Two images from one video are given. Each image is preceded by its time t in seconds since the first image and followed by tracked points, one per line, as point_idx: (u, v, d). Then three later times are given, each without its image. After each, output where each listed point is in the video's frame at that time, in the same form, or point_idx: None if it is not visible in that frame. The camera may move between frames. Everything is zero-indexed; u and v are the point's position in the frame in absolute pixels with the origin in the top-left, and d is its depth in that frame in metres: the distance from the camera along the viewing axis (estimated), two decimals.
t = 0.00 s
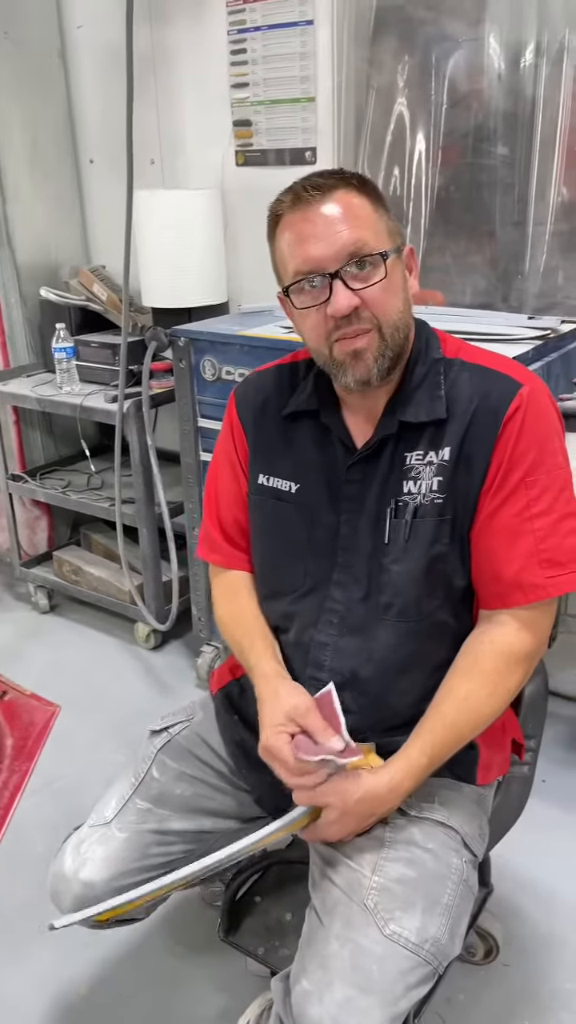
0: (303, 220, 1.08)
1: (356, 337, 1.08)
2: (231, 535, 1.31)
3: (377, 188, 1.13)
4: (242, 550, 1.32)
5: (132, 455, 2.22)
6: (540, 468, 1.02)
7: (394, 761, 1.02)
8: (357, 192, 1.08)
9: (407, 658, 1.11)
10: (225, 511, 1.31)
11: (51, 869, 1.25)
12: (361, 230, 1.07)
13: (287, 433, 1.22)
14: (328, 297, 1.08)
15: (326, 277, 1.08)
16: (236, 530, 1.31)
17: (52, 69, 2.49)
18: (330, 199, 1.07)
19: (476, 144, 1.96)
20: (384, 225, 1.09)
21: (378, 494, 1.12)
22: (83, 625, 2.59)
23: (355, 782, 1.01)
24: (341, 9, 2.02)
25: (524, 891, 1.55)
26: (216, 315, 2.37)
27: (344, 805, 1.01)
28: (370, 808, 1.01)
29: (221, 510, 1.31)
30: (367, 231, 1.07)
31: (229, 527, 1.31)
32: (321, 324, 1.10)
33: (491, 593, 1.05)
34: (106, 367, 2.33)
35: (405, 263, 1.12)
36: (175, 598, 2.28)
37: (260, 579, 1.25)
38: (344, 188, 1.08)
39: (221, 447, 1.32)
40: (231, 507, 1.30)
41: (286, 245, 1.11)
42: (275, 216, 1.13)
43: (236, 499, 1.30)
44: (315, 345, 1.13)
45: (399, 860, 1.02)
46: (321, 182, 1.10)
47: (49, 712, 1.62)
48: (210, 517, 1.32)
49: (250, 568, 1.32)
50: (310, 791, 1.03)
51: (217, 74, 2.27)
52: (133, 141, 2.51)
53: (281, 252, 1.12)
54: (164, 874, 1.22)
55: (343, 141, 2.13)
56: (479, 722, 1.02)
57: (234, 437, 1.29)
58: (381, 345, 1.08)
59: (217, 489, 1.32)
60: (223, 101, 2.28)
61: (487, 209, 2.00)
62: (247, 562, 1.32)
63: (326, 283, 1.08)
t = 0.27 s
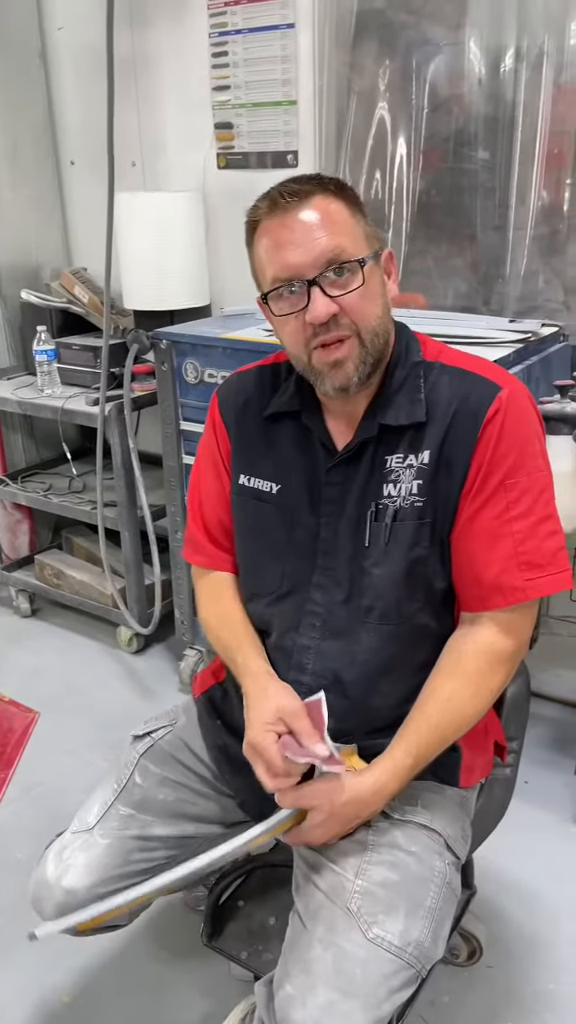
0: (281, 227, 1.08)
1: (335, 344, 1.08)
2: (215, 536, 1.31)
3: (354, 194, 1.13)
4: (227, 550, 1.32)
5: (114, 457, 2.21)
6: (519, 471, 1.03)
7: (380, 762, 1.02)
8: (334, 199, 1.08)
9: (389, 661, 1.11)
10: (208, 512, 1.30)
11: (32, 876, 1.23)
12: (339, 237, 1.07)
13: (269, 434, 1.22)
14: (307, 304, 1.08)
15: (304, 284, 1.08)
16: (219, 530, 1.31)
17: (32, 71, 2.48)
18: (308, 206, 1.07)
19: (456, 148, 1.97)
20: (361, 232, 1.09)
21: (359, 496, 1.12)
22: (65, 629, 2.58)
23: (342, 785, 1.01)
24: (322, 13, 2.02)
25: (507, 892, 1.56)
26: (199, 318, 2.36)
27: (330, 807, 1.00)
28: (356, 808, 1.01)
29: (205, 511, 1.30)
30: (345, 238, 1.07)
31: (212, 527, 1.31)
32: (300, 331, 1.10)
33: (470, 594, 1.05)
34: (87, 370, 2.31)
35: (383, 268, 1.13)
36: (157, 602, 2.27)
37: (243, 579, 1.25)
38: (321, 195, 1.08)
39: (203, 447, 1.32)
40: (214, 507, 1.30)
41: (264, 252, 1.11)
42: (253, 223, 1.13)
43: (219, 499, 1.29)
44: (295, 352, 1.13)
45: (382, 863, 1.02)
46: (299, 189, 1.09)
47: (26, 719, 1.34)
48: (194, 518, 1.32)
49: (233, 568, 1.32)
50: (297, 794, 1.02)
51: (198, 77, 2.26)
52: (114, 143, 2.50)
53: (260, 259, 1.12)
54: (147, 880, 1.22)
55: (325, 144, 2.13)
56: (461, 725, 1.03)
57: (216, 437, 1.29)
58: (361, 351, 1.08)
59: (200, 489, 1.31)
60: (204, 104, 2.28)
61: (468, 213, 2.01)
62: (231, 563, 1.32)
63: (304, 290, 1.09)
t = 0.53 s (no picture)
0: (264, 290, 1.02)
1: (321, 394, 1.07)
2: (197, 541, 1.31)
3: (338, 228, 1.05)
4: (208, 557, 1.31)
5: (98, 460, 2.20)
6: (509, 471, 1.04)
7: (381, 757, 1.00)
8: (317, 253, 1.01)
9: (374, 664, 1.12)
10: (192, 517, 1.30)
11: (16, 881, 1.22)
12: (323, 301, 1.01)
13: (253, 440, 1.21)
14: (291, 365, 1.05)
15: (289, 348, 1.04)
16: (201, 537, 1.31)
17: (16, 72, 2.47)
18: (290, 268, 1.00)
19: (440, 151, 1.98)
20: (346, 281, 1.03)
21: (347, 497, 1.12)
22: (50, 632, 2.57)
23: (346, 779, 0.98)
24: (307, 16, 2.02)
25: (492, 893, 1.56)
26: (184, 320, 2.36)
27: (334, 803, 0.97)
28: (361, 804, 0.98)
29: (190, 514, 1.30)
30: (329, 299, 1.01)
31: (194, 533, 1.30)
32: (285, 379, 1.08)
33: (461, 594, 1.06)
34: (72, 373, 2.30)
35: (366, 303, 1.08)
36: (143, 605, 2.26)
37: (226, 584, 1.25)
38: (304, 253, 1.01)
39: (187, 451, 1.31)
40: (197, 513, 1.29)
41: (246, 304, 1.05)
42: (233, 264, 1.06)
43: (202, 505, 1.29)
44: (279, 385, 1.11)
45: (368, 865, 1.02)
46: (280, 241, 1.01)
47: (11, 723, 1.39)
48: (176, 523, 1.32)
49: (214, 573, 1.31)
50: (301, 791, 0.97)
51: (183, 79, 2.26)
52: (99, 145, 2.50)
53: (242, 304, 1.06)
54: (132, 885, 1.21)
55: (310, 147, 2.14)
56: (460, 718, 1.03)
57: (201, 443, 1.29)
58: (344, 395, 1.08)
59: (183, 494, 1.31)
60: (189, 106, 2.28)
61: (453, 216, 2.02)
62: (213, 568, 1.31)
63: (288, 353, 1.04)
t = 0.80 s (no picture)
0: (259, 314, 1.02)
1: (315, 407, 1.09)
2: (194, 548, 1.31)
3: (333, 247, 1.05)
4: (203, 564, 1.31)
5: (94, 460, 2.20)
6: (512, 474, 1.06)
7: (405, 751, 1.01)
8: (312, 277, 1.01)
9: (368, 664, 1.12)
10: (188, 523, 1.30)
11: (13, 877, 1.22)
12: (317, 323, 1.02)
13: (249, 444, 1.21)
14: (285, 381, 1.06)
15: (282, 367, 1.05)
16: (197, 543, 1.31)
17: (14, 73, 2.48)
18: (285, 292, 1.01)
19: (436, 153, 1.99)
20: (340, 302, 1.04)
21: (344, 501, 1.13)
22: (47, 633, 2.57)
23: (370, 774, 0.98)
24: (303, 18, 2.03)
25: (487, 894, 1.57)
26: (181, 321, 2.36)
27: (358, 799, 0.97)
28: (385, 798, 0.99)
29: (184, 520, 1.30)
30: (323, 321, 1.02)
31: (191, 539, 1.30)
32: (280, 392, 1.09)
33: (468, 598, 1.08)
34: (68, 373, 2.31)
35: (361, 319, 1.09)
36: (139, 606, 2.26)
37: (220, 589, 1.25)
38: (299, 277, 1.01)
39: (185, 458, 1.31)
40: (192, 519, 1.30)
41: (241, 324, 1.06)
42: (227, 284, 1.06)
43: (198, 511, 1.29)
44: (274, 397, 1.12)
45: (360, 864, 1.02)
46: (275, 264, 1.01)
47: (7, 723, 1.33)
48: (173, 529, 1.32)
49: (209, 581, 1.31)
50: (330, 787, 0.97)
51: (180, 80, 2.27)
52: (96, 146, 2.50)
53: (237, 323, 1.07)
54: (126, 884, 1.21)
55: (307, 148, 2.14)
56: (479, 712, 1.04)
57: (198, 449, 1.29)
58: (339, 407, 1.10)
59: (179, 500, 1.31)
60: (186, 108, 2.29)
61: (449, 217, 2.02)
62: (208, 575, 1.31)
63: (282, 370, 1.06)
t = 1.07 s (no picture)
0: (266, 314, 1.02)
1: (322, 407, 1.08)
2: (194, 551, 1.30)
3: (341, 247, 1.04)
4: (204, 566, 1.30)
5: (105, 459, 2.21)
6: (523, 474, 1.05)
7: (423, 741, 1.01)
8: (319, 277, 1.01)
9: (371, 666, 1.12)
10: (190, 524, 1.29)
11: (15, 877, 1.21)
12: (324, 324, 1.01)
13: (255, 445, 1.21)
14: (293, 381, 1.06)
15: (290, 367, 1.05)
16: (199, 546, 1.30)
17: (30, 74, 2.49)
18: (292, 292, 1.00)
19: (450, 154, 1.98)
20: (348, 302, 1.03)
21: (352, 503, 1.12)
22: (56, 631, 2.57)
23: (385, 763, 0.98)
24: (318, 19, 2.03)
25: (492, 900, 1.55)
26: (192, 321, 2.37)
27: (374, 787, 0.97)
28: (401, 790, 0.98)
29: (186, 522, 1.29)
30: (331, 321, 1.02)
31: (192, 541, 1.29)
32: (287, 391, 1.09)
33: (483, 599, 1.07)
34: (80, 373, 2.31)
35: (368, 317, 1.08)
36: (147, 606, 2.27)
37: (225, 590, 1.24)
38: (306, 277, 1.00)
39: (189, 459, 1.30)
40: (194, 521, 1.29)
41: (248, 325, 1.05)
42: (234, 284, 1.05)
43: (200, 513, 1.29)
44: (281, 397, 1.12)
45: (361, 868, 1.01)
46: (282, 265, 1.01)
47: None
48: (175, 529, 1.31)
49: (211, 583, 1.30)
50: (340, 781, 0.97)
51: (195, 81, 2.27)
52: (110, 147, 2.51)
53: (244, 324, 1.06)
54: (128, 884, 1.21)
55: (320, 149, 2.14)
56: (496, 705, 1.03)
57: (203, 450, 1.28)
58: (346, 407, 1.09)
59: (182, 501, 1.30)
60: (200, 108, 2.29)
61: (462, 219, 2.01)
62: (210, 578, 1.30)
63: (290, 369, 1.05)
